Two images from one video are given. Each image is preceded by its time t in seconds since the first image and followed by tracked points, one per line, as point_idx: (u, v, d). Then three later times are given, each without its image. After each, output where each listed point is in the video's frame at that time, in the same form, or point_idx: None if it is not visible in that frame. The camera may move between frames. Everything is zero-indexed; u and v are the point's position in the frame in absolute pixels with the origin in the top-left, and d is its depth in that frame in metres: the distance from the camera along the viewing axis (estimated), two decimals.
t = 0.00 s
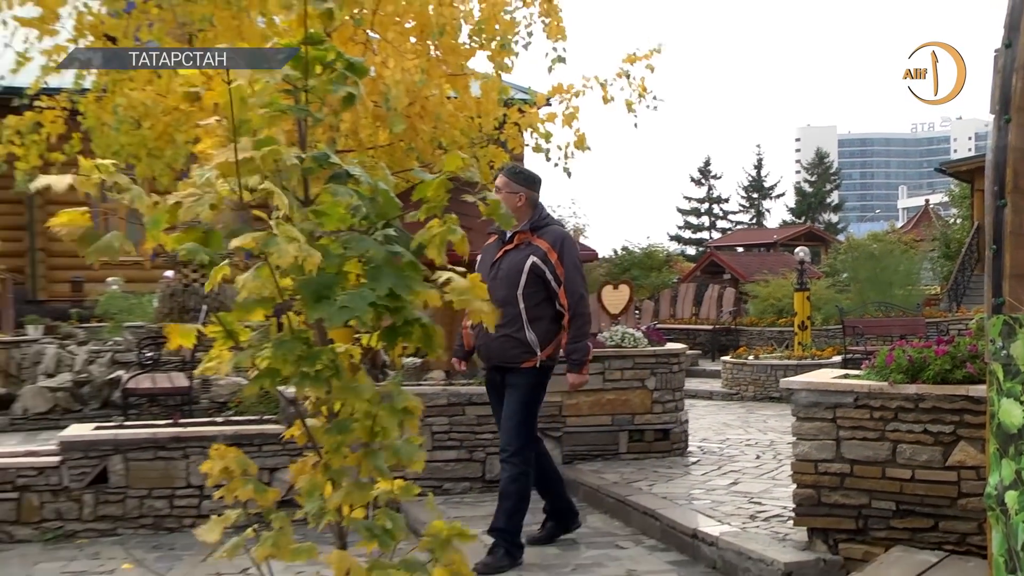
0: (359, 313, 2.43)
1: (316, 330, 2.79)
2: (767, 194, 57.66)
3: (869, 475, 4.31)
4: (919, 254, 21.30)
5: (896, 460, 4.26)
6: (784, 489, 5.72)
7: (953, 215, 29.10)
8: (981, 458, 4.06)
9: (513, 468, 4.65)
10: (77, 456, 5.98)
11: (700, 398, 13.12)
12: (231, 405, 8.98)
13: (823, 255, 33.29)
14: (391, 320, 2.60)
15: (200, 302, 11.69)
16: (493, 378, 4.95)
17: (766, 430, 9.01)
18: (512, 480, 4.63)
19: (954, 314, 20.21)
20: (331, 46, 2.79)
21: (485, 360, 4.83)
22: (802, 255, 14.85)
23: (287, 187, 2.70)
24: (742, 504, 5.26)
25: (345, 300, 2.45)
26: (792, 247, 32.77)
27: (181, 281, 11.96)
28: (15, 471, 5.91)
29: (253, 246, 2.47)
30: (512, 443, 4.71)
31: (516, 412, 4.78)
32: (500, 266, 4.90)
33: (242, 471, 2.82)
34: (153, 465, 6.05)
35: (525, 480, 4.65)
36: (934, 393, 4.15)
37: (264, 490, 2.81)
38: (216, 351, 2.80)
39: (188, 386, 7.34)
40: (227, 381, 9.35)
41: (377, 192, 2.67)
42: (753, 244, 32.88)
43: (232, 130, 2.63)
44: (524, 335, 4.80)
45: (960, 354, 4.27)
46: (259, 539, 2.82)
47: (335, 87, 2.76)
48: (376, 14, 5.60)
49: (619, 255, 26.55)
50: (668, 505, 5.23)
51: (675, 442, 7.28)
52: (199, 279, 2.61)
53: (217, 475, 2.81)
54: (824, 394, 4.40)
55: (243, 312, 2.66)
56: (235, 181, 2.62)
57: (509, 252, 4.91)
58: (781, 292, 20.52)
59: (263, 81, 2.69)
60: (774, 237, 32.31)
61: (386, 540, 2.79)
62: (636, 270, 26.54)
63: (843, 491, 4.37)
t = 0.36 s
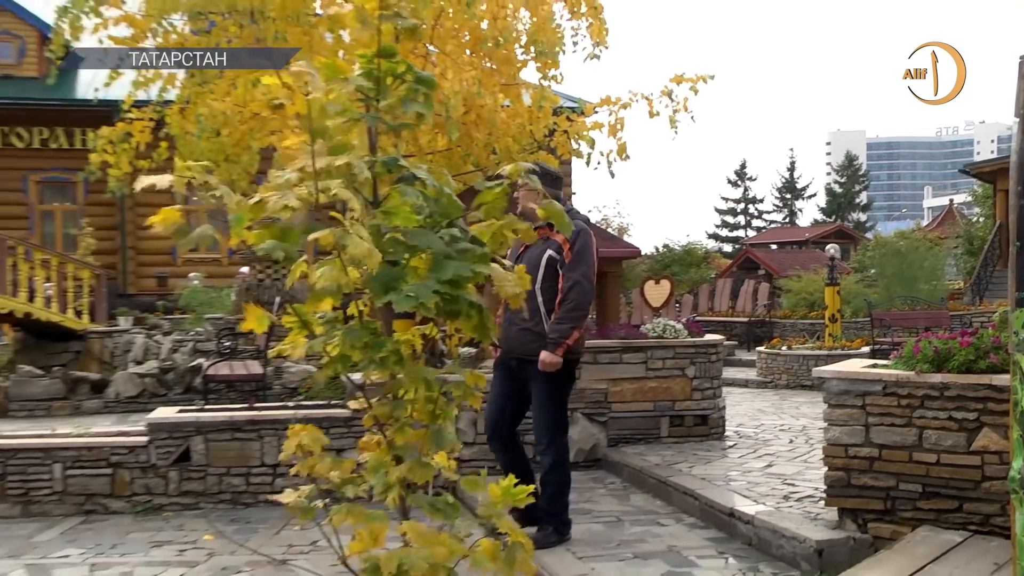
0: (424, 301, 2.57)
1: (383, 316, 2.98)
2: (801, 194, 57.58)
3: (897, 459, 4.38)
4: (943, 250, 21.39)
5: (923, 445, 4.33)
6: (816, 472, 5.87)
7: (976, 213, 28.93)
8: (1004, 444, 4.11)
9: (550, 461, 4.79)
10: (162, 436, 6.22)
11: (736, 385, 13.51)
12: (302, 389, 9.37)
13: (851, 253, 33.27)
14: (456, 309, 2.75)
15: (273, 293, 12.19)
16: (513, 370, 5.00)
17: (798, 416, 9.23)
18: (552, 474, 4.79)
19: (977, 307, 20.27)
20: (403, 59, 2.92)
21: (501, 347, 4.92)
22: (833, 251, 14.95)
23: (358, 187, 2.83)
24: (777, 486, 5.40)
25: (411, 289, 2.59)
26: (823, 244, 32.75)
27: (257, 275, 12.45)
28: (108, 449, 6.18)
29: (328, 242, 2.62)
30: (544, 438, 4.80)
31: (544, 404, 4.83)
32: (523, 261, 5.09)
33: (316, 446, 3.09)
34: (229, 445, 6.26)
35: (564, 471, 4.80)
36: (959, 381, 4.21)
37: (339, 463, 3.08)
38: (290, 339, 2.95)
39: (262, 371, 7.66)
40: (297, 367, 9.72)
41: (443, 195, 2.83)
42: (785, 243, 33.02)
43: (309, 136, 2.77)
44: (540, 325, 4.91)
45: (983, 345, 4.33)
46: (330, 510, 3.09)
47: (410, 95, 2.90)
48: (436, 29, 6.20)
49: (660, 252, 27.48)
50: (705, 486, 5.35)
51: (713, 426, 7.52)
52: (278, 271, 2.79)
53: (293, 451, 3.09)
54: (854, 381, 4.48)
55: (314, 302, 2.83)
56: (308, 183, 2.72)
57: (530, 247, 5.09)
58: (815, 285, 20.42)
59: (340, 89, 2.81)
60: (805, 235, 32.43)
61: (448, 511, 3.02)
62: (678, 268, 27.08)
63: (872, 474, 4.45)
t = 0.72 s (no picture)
0: (484, 296, 2.81)
1: (442, 309, 3.22)
2: (829, 195, 57.38)
3: (919, 444, 4.54)
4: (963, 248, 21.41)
5: (944, 431, 4.48)
6: (843, 455, 6.05)
7: (994, 212, 28.73)
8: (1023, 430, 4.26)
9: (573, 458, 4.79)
10: (236, 419, 6.51)
11: (766, 374, 13.76)
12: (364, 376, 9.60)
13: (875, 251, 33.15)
14: (513, 305, 2.97)
15: (338, 288, 12.69)
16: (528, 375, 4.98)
17: (826, 404, 9.41)
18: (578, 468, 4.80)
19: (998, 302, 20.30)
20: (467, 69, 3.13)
21: (516, 358, 4.92)
22: (858, 248, 15.01)
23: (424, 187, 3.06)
24: (805, 468, 5.59)
25: (472, 285, 2.84)
26: (849, 242, 32.65)
27: (320, 271, 12.80)
28: (188, 430, 6.50)
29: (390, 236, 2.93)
30: (562, 438, 4.77)
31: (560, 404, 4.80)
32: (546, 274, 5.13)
33: (376, 431, 3.20)
34: (296, 428, 6.52)
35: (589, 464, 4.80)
36: (979, 371, 4.36)
37: (394, 449, 3.17)
38: (358, 328, 3.27)
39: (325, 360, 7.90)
40: (359, 357, 9.97)
41: (502, 197, 3.05)
42: (811, 240, 33.07)
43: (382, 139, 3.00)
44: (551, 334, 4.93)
45: (1002, 337, 4.43)
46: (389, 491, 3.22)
47: (480, 104, 3.16)
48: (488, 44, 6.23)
49: (695, 250, 27.94)
50: (739, 469, 5.53)
51: (745, 414, 7.79)
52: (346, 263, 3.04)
53: (354, 435, 3.19)
54: (879, 370, 4.64)
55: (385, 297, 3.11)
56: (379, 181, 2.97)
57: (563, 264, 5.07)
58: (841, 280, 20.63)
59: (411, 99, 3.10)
60: (831, 233, 32.43)
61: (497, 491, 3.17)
62: (711, 264, 27.24)
63: (896, 458, 4.61)
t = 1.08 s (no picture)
0: (536, 292, 3.07)
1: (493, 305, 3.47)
2: (852, 197, 57.04)
3: (939, 433, 4.72)
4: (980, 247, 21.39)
5: (962, 421, 4.65)
6: (866, 442, 6.26)
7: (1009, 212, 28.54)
8: None
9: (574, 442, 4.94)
10: (302, 405, 6.78)
11: (793, 366, 13.98)
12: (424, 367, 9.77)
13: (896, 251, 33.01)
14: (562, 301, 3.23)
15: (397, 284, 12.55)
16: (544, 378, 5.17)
17: (851, 394, 9.61)
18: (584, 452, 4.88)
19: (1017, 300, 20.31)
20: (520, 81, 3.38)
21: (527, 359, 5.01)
22: (880, 246, 15.10)
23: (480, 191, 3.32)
24: (830, 454, 5.81)
25: (525, 282, 3.10)
26: (872, 242, 32.48)
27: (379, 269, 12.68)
28: (258, 415, 6.79)
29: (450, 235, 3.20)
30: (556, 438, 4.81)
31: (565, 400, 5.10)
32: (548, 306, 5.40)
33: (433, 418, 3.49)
34: (356, 414, 6.81)
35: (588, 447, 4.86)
36: (995, 363, 4.51)
37: (450, 434, 3.45)
38: (415, 323, 3.53)
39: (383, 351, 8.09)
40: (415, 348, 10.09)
41: (552, 201, 3.30)
42: (834, 239, 33.07)
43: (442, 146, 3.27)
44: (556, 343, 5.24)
45: (1019, 332, 4.60)
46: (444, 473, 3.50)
47: (533, 114, 3.41)
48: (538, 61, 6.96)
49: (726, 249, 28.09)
50: (769, 455, 5.75)
51: (774, 403, 8.03)
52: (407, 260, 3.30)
53: (413, 421, 3.48)
54: (901, 363, 4.81)
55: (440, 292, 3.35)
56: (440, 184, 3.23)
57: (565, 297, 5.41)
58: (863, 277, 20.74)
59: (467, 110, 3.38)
60: (854, 233, 32.40)
61: (544, 475, 3.41)
62: (740, 262, 27.27)
63: (917, 446, 4.80)
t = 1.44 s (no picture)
0: (578, 286, 3.35)
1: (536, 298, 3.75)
2: (870, 197, 56.83)
3: (953, 420, 4.92)
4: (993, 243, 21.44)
5: (975, 408, 4.84)
6: (884, 428, 6.48)
7: None
8: None
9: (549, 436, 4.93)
10: (357, 392, 7.08)
11: (812, 357, 14.18)
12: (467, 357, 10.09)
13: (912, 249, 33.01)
14: (602, 296, 3.52)
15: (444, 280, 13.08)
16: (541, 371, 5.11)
17: (870, 382, 9.81)
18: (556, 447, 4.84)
19: None
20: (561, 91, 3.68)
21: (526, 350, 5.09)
22: (897, 242, 15.21)
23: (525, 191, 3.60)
24: (850, 440, 6.04)
25: (567, 276, 3.38)
26: (888, 241, 32.45)
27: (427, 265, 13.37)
28: (316, 401, 7.09)
29: (499, 233, 3.50)
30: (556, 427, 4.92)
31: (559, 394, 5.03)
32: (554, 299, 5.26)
33: (481, 403, 3.78)
34: (405, 401, 7.11)
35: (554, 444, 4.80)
36: (1006, 354, 4.69)
37: (497, 418, 3.73)
38: (465, 314, 3.82)
39: (429, 342, 8.34)
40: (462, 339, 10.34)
41: (592, 202, 3.59)
42: (852, 236, 33.08)
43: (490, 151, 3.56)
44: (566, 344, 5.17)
45: None
46: (491, 455, 3.76)
47: (576, 121, 3.69)
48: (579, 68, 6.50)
49: (751, 247, 28.20)
50: (792, 440, 5.99)
51: (797, 391, 8.25)
52: (458, 256, 3.57)
53: (462, 406, 3.77)
54: (917, 353, 5.03)
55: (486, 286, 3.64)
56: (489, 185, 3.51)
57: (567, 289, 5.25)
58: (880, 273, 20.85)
59: (514, 118, 3.67)
60: (871, 231, 32.41)
61: (584, 457, 3.67)
62: (765, 260, 27.36)
63: (932, 432, 5.00)
